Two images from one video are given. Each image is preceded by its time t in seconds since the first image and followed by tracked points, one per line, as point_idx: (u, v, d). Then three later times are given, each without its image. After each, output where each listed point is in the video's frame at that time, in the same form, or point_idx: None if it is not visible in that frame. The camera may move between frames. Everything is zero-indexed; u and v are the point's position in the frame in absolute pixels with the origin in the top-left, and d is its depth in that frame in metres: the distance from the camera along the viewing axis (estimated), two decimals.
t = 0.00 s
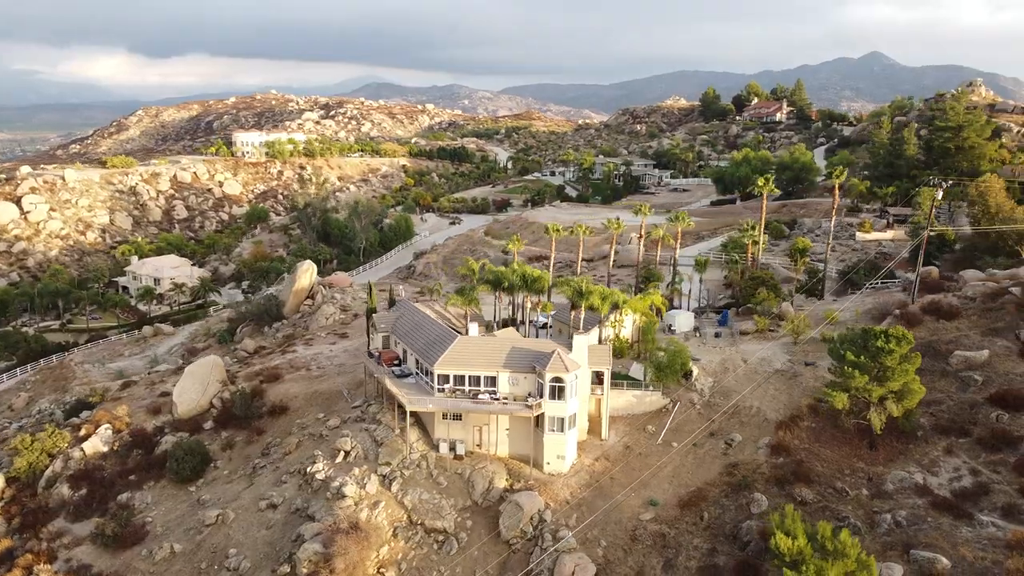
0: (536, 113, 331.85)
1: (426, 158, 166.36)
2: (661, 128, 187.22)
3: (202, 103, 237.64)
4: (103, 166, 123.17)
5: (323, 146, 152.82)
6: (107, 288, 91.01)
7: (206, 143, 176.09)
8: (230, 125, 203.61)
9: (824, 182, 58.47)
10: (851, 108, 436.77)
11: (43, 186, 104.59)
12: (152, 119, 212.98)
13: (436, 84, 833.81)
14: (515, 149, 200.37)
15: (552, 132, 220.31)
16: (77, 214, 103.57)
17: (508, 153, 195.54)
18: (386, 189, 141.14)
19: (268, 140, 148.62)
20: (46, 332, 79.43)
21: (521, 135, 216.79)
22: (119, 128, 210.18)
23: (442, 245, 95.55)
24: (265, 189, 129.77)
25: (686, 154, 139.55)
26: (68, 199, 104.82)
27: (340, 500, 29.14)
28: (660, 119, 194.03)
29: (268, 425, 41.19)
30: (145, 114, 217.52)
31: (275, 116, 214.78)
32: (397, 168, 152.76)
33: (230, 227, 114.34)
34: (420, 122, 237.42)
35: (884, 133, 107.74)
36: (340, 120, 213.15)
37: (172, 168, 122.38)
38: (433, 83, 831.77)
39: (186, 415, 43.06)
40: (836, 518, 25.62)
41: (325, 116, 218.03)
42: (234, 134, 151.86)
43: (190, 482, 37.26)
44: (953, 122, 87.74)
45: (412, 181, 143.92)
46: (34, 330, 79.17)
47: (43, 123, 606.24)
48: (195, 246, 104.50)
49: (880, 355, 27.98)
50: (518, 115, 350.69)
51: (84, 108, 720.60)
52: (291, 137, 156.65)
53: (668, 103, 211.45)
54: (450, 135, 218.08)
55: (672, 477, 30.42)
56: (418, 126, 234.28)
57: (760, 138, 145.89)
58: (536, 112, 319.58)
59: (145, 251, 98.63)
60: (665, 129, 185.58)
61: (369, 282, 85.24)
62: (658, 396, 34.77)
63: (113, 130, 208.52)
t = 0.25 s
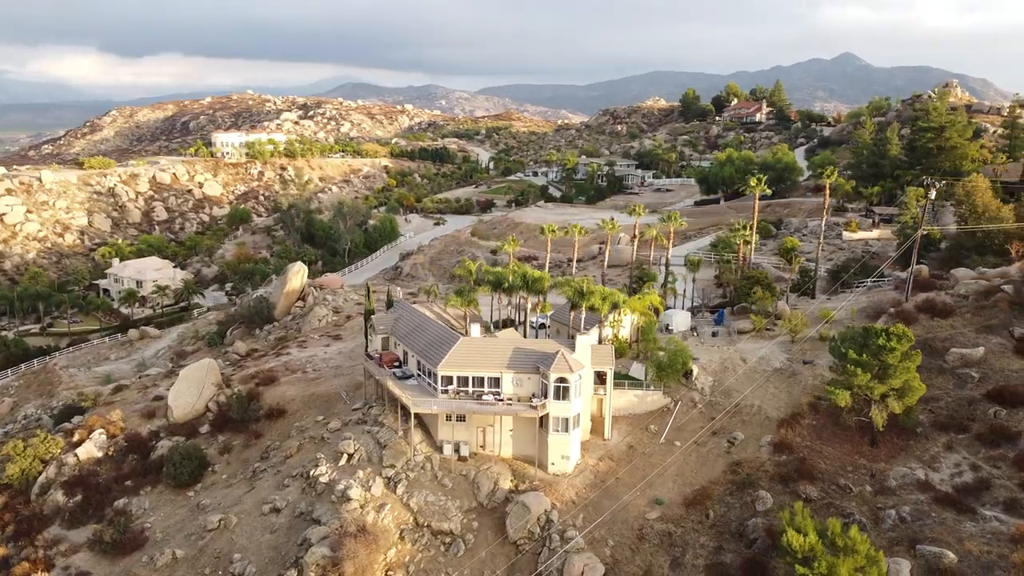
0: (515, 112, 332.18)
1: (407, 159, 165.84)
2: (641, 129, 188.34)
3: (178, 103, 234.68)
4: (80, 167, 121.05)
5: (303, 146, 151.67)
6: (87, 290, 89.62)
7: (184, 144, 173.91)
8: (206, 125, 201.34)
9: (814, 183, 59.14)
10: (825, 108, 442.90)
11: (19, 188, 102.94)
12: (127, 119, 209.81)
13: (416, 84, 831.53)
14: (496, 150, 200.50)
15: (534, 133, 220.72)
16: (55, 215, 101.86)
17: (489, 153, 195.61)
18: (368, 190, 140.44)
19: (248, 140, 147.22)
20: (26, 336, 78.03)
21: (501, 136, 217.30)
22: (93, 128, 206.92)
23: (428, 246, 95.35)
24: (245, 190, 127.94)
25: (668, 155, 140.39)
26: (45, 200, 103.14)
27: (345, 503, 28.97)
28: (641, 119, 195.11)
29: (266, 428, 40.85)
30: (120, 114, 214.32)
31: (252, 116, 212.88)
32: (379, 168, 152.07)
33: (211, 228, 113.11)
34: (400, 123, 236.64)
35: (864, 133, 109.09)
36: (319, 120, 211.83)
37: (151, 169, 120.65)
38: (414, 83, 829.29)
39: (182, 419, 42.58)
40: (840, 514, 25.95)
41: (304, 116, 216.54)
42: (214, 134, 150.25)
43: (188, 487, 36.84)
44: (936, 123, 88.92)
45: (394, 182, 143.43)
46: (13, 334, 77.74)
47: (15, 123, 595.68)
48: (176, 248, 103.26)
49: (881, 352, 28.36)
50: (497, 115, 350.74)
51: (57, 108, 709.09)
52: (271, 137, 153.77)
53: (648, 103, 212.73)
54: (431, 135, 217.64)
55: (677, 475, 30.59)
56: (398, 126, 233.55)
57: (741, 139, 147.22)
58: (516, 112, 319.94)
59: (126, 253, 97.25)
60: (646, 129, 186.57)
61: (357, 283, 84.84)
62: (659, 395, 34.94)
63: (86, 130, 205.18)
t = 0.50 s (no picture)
0: (495, 112, 332.41)
1: (390, 159, 165.28)
2: (623, 129, 189.32)
3: (153, 103, 231.77)
4: (57, 167, 118.97)
5: (285, 147, 150.51)
6: (68, 293, 88.25)
7: (162, 145, 171.80)
8: (183, 125, 199.07)
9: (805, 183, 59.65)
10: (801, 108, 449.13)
11: None
12: (101, 119, 206.85)
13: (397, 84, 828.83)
14: (478, 150, 200.41)
15: (515, 133, 221.01)
16: (33, 217, 100.37)
17: (471, 154, 195.38)
18: (351, 190, 139.71)
19: (228, 141, 145.80)
20: (5, 340, 76.69)
21: (482, 137, 217.45)
22: (67, 128, 203.74)
23: (415, 246, 95.10)
24: (226, 191, 125.88)
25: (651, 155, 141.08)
26: (22, 202, 101.54)
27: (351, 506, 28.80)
28: (622, 120, 195.95)
29: (264, 431, 40.52)
30: (94, 114, 211.22)
31: (229, 116, 210.93)
32: (362, 169, 151.32)
33: (193, 229, 111.91)
34: (380, 123, 235.81)
35: (847, 134, 110.36)
36: (298, 120, 210.45)
37: (130, 169, 118.90)
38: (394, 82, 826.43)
39: (178, 423, 42.10)
40: (844, 510, 26.27)
41: (283, 116, 215.04)
42: (194, 135, 148.63)
43: (186, 491, 36.45)
44: (919, 123, 90.06)
45: (377, 182, 142.86)
46: None
47: None
48: (157, 249, 102.04)
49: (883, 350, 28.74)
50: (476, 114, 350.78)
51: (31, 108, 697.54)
52: (251, 137, 151.38)
53: (629, 104, 213.82)
54: (412, 136, 217.10)
55: (680, 474, 30.78)
56: (378, 126, 232.73)
57: (723, 140, 148.45)
58: (496, 112, 320.22)
59: (107, 254, 95.89)
60: (628, 129, 187.42)
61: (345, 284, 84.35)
62: (660, 394, 35.09)
63: (61, 130, 201.91)
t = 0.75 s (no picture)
0: (473, 113, 332.31)
1: (370, 159, 164.55)
2: (603, 129, 190.26)
3: (127, 103, 228.50)
4: (31, 168, 116.86)
5: (264, 147, 149.22)
6: (47, 296, 86.71)
7: (139, 146, 169.46)
8: (158, 125, 196.50)
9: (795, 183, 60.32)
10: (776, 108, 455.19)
11: None
12: (73, 119, 203.66)
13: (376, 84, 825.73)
14: (458, 150, 200.09)
15: (495, 134, 221.17)
16: (8, 219, 98.66)
17: (452, 154, 195.06)
18: (332, 191, 138.87)
19: (207, 141, 144.25)
20: None
21: (463, 137, 217.33)
22: (37, 128, 200.18)
23: (400, 247, 94.80)
24: (205, 192, 124.61)
25: (633, 155, 141.74)
26: None
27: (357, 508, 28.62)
28: (602, 120, 196.80)
29: (262, 434, 40.17)
30: (66, 115, 207.81)
31: (205, 116, 208.69)
32: (343, 169, 150.36)
33: (173, 230, 110.58)
34: (358, 123, 234.79)
35: (830, 134, 111.73)
36: (275, 121, 208.86)
37: (108, 170, 117.16)
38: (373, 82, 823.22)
39: (173, 427, 41.59)
40: (850, 506, 26.61)
41: (260, 117, 213.18)
42: (172, 135, 146.88)
43: (185, 496, 36.04)
44: (902, 123, 91.23)
45: (358, 183, 142.18)
46: None
47: None
48: (137, 251, 100.65)
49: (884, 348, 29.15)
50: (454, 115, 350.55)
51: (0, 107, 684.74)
52: (230, 138, 150.67)
53: (609, 104, 215.03)
54: (392, 136, 216.36)
55: (685, 473, 30.98)
56: (356, 126, 231.65)
57: (704, 141, 149.63)
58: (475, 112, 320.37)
59: (87, 256, 94.41)
60: (608, 130, 188.32)
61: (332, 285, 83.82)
62: (663, 394, 35.26)
63: (32, 131, 198.33)
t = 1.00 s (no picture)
0: (453, 112, 331.87)
1: (352, 159, 163.80)
2: (584, 130, 190.97)
3: (100, 103, 225.17)
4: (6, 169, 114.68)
5: (244, 147, 147.81)
6: (26, 300, 85.20)
7: (115, 146, 167.00)
8: (133, 125, 193.89)
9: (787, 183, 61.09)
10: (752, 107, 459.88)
11: None
12: (45, 119, 200.58)
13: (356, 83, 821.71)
14: (439, 151, 199.66)
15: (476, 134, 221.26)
16: None
17: (433, 155, 194.57)
18: (314, 191, 138.04)
19: (186, 141, 142.62)
20: None
21: (443, 138, 216.97)
22: (8, 129, 196.58)
23: (386, 248, 94.51)
24: (185, 193, 123.21)
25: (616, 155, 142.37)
26: None
27: (363, 511, 28.46)
28: (583, 120, 197.58)
29: (260, 437, 39.83)
30: (37, 115, 204.34)
31: (180, 116, 206.43)
32: (324, 169, 149.47)
33: (153, 232, 109.28)
34: (337, 123, 233.65)
35: (813, 134, 112.92)
36: (253, 120, 207.32)
37: (85, 171, 115.37)
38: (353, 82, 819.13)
39: (170, 431, 41.07)
40: (854, 503, 26.93)
41: (237, 117, 211.43)
42: (150, 136, 144.97)
43: (184, 501, 35.63)
44: (886, 124, 92.32)
45: (340, 183, 141.49)
46: None
47: None
48: (117, 253, 99.29)
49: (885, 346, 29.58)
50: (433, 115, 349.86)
51: None
52: (210, 138, 149.20)
53: (590, 104, 215.98)
54: (372, 136, 215.55)
55: (689, 471, 31.17)
56: (335, 126, 230.49)
57: (686, 141, 150.72)
58: (455, 112, 320.00)
59: (65, 259, 92.92)
60: (589, 130, 189.11)
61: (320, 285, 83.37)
62: (664, 393, 35.44)
63: (3, 131, 194.74)
